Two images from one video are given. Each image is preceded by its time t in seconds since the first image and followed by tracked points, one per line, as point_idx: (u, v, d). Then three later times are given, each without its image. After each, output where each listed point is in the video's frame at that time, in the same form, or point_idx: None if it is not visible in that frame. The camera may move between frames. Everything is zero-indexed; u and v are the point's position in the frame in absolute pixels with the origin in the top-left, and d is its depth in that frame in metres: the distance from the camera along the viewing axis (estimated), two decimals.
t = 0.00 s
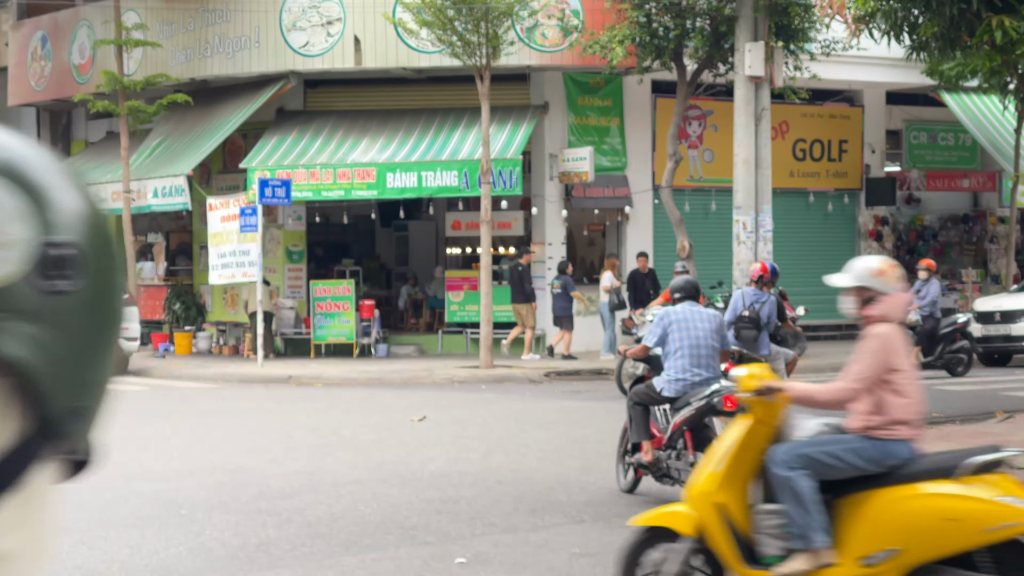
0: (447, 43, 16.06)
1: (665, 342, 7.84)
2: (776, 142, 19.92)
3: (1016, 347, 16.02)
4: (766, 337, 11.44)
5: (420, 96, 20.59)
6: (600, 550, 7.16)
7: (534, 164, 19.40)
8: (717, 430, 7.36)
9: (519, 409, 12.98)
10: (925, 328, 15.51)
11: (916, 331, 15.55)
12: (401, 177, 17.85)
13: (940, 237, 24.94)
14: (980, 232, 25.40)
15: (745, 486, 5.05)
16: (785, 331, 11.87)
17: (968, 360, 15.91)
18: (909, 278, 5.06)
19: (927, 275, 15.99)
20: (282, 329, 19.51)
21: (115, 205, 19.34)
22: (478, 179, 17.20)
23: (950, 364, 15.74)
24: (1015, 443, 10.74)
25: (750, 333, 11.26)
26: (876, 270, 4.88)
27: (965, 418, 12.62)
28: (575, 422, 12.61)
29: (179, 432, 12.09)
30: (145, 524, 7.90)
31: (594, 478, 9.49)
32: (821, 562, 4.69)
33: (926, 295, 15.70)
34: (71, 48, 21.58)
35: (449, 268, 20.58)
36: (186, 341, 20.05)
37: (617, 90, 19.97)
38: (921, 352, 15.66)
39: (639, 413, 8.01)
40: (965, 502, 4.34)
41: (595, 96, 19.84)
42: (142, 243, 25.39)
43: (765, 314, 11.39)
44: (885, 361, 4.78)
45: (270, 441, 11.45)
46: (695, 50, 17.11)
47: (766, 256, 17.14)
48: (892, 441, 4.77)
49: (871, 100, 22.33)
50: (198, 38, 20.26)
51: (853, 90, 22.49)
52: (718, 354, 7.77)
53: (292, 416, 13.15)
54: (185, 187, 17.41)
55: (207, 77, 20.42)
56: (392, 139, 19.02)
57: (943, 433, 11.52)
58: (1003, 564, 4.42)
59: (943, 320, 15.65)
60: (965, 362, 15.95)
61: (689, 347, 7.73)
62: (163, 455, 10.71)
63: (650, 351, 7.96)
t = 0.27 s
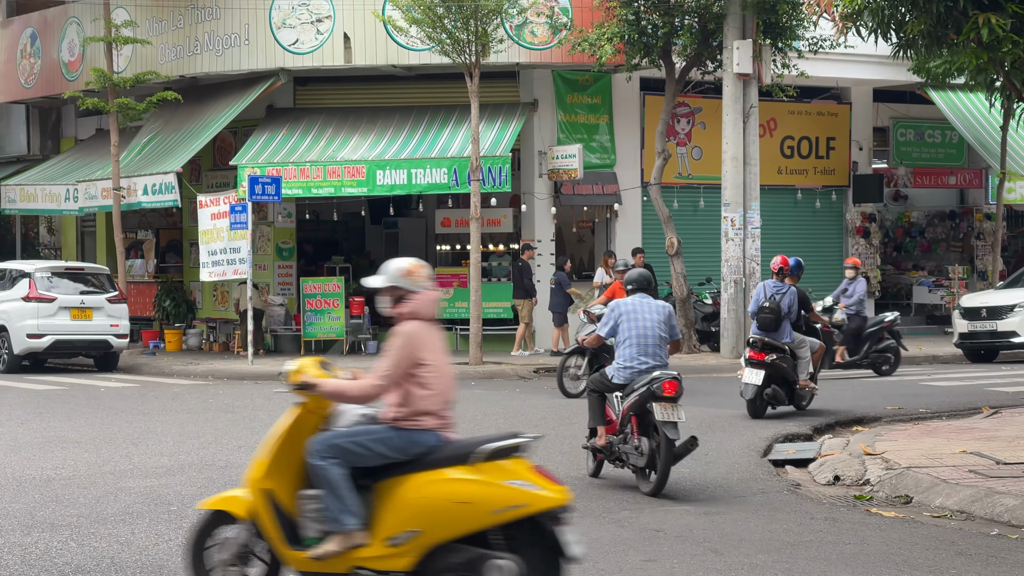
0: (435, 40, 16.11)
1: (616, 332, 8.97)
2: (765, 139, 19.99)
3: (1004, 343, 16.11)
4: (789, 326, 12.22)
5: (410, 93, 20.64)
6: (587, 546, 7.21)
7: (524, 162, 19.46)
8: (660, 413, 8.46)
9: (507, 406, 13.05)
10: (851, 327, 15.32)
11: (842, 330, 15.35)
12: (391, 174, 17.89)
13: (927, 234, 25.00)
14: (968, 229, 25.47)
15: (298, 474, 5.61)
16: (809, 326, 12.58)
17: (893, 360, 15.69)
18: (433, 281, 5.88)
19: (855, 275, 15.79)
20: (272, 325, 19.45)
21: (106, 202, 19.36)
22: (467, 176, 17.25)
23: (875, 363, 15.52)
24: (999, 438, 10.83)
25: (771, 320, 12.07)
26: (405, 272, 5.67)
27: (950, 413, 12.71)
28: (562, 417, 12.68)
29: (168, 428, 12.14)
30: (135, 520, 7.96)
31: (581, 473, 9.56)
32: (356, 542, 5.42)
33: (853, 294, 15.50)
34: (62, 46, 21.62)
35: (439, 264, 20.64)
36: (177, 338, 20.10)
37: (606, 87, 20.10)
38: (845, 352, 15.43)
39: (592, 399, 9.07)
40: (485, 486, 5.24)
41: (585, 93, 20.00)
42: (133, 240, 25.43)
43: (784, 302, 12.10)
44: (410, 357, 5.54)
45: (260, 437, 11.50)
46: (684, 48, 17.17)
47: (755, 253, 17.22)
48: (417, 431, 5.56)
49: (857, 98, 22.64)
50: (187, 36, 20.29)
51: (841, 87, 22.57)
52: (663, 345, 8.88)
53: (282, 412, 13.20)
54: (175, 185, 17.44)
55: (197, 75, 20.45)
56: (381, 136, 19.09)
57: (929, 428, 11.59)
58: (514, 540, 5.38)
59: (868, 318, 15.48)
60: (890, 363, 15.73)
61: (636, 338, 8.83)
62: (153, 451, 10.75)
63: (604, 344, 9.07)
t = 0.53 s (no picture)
0: (424, 37, 16.11)
1: (581, 327, 9.50)
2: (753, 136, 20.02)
3: (991, 339, 16.15)
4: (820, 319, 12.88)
5: (398, 90, 20.64)
6: (576, 542, 7.23)
7: (512, 159, 19.47)
8: (610, 403, 8.95)
9: (496, 402, 13.05)
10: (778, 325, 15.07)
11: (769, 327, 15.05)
12: (380, 171, 17.88)
13: (915, 231, 25.03)
14: (955, 226, 25.53)
15: None
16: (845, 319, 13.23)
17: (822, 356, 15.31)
18: None
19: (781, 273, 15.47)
20: (261, 322, 19.37)
21: (93, 199, 19.32)
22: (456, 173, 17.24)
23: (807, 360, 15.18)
24: (986, 434, 10.85)
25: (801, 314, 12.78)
26: None
27: (938, 409, 12.74)
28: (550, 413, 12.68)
29: (157, 426, 12.11)
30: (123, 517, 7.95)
31: (570, 469, 9.55)
32: None
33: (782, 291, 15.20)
34: (49, 42, 21.57)
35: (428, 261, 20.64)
36: (166, 335, 20.08)
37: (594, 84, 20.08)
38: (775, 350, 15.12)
39: (562, 391, 9.67)
40: (45, 474, 5.27)
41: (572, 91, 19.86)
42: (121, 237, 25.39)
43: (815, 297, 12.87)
44: None
45: (248, 434, 11.49)
46: (672, 45, 17.19)
47: (743, 250, 17.25)
48: None
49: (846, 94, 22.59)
50: (175, 32, 20.26)
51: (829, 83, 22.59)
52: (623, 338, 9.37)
53: (271, 410, 13.19)
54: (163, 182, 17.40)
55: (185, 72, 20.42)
56: (369, 133, 19.08)
57: (916, 424, 11.61)
58: (76, 525, 5.47)
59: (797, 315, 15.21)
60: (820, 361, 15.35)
61: (595, 332, 9.35)
62: (141, 449, 10.74)
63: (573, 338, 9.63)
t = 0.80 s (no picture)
0: (412, 34, 16.10)
1: (552, 322, 9.97)
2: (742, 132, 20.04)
3: (979, 336, 16.17)
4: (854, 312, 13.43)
5: (387, 87, 20.64)
6: (564, 539, 7.24)
7: (501, 155, 19.48)
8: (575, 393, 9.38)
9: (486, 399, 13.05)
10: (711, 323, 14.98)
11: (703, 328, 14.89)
12: (369, 168, 17.86)
13: (903, 227, 25.09)
14: (943, 223, 25.59)
15: None
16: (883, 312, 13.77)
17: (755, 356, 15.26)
18: None
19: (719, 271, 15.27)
20: (249, 320, 19.34)
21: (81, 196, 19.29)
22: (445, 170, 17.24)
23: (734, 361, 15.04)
24: (973, 430, 10.88)
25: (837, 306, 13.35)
26: None
27: (926, 406, 12.77)
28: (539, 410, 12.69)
29: (145, 423, 12.11)
30: (111, 515, 7.95)
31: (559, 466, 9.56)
32: None
33: (717, 291, 15.04)
34: (38, 39, 21.56)
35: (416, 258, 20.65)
36: (154, 333, 20.07)
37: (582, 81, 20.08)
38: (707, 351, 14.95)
39: (539, 381, 10.09)
40: None
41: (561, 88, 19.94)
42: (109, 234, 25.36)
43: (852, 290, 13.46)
44: None
45: (237, 432, 11.49)
46: (660, 42, 17.21)
47: (732, 246, 17.27)
48: None
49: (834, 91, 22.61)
50: (163, 29, 20.24)
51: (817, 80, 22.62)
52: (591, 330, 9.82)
53: (259, 407, 13.18)
54: (152, 179, 17.38)
55: (173, 68, 20.40)
56: (358, 130, 19.09)
57: (904, 421, 11.64)
58: None
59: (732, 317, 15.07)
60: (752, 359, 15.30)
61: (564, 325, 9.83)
62: (129, 446, 10.73)
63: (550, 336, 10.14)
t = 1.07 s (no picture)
0: (400, 32, 16.09)
1: (527, 318, 10.51)
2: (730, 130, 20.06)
3: (966, 333, 16.18)
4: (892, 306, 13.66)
5: (374, 85, 20.63)
6: (551, 536, 7.23)
7: (489, 153, 19.47)
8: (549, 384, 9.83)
9: (473, 397, 13.04)
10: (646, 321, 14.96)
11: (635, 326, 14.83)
12: (356, 166, 17.85)
13: (891, 225, 25.14)
14: (930, 220, 25.63)
15: None
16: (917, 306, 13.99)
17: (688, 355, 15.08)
18: None
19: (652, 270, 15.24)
20: (237, 318, 19.32)
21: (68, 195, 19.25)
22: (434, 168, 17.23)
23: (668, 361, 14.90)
24: (960, 427, 10.89)
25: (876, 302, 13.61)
26: None
27: (913, 403, 12.78)
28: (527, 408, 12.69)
29: (132, 421, 12.09)
30: (98, 514, 7.93)
31: (546, 463, 9.56)
32: None
33: (650, 290, 14.98)
34: (25, 37, 21.50)
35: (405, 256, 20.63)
36: (142, 331, 20.04)
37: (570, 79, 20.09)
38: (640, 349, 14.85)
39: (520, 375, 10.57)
40: None
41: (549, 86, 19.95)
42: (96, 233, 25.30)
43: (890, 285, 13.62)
44: None
45: (224, 430, 11.47)
46: (648, 39, 17.22)
47: (719, 244, 17.28)
48: None
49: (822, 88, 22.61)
50: (150, 27, 20.21)
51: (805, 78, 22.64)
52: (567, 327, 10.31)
53: (247, 405, 13.16)
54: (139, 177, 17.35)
55: (160, 66, 20.37)
56: (346, 128, 19.08)
57: (891, 418, 11.65)
58: None
59: (665, 316, 15.04)
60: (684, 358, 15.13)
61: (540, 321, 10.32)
62: (116, 445, 10.70)
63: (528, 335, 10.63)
